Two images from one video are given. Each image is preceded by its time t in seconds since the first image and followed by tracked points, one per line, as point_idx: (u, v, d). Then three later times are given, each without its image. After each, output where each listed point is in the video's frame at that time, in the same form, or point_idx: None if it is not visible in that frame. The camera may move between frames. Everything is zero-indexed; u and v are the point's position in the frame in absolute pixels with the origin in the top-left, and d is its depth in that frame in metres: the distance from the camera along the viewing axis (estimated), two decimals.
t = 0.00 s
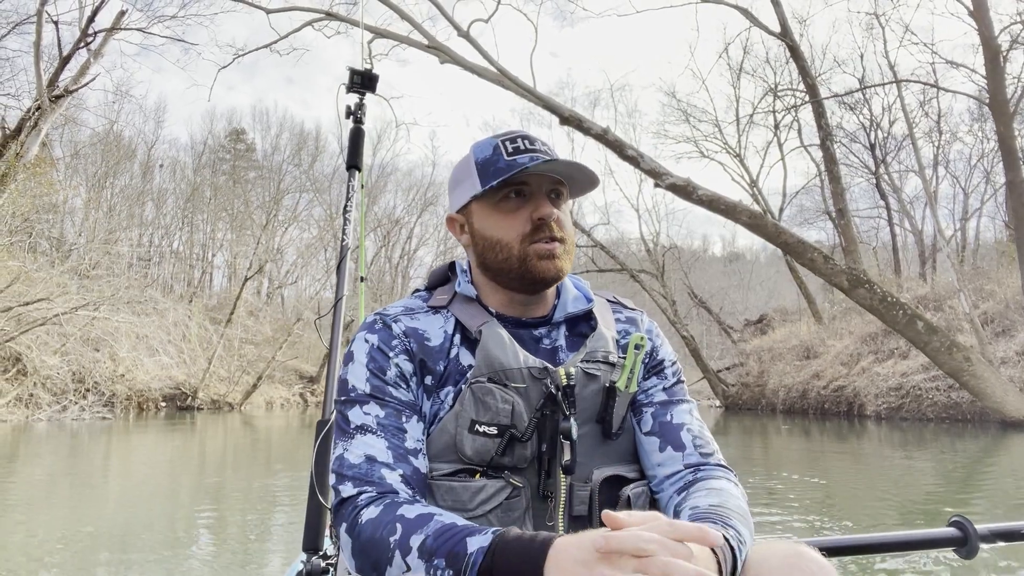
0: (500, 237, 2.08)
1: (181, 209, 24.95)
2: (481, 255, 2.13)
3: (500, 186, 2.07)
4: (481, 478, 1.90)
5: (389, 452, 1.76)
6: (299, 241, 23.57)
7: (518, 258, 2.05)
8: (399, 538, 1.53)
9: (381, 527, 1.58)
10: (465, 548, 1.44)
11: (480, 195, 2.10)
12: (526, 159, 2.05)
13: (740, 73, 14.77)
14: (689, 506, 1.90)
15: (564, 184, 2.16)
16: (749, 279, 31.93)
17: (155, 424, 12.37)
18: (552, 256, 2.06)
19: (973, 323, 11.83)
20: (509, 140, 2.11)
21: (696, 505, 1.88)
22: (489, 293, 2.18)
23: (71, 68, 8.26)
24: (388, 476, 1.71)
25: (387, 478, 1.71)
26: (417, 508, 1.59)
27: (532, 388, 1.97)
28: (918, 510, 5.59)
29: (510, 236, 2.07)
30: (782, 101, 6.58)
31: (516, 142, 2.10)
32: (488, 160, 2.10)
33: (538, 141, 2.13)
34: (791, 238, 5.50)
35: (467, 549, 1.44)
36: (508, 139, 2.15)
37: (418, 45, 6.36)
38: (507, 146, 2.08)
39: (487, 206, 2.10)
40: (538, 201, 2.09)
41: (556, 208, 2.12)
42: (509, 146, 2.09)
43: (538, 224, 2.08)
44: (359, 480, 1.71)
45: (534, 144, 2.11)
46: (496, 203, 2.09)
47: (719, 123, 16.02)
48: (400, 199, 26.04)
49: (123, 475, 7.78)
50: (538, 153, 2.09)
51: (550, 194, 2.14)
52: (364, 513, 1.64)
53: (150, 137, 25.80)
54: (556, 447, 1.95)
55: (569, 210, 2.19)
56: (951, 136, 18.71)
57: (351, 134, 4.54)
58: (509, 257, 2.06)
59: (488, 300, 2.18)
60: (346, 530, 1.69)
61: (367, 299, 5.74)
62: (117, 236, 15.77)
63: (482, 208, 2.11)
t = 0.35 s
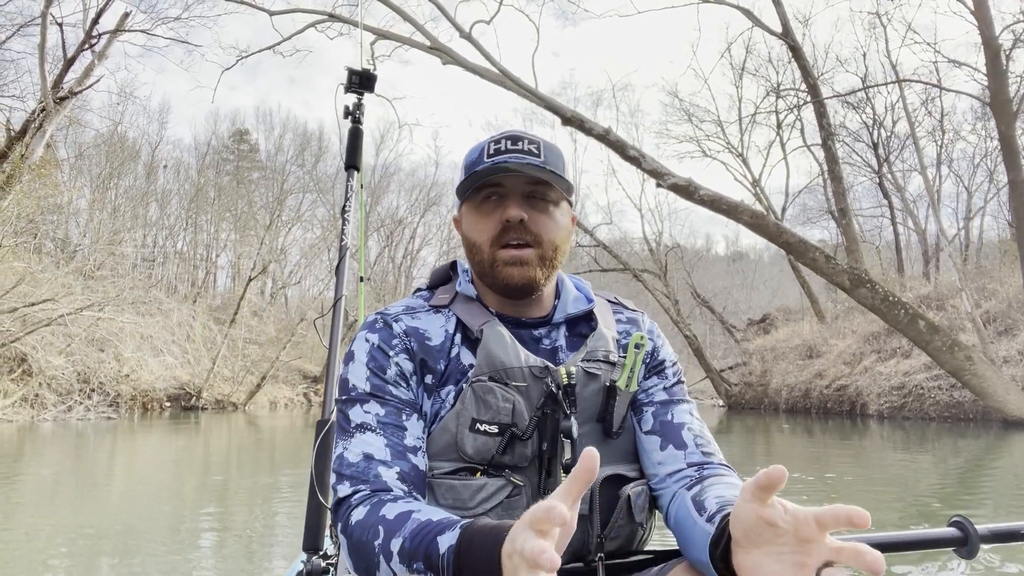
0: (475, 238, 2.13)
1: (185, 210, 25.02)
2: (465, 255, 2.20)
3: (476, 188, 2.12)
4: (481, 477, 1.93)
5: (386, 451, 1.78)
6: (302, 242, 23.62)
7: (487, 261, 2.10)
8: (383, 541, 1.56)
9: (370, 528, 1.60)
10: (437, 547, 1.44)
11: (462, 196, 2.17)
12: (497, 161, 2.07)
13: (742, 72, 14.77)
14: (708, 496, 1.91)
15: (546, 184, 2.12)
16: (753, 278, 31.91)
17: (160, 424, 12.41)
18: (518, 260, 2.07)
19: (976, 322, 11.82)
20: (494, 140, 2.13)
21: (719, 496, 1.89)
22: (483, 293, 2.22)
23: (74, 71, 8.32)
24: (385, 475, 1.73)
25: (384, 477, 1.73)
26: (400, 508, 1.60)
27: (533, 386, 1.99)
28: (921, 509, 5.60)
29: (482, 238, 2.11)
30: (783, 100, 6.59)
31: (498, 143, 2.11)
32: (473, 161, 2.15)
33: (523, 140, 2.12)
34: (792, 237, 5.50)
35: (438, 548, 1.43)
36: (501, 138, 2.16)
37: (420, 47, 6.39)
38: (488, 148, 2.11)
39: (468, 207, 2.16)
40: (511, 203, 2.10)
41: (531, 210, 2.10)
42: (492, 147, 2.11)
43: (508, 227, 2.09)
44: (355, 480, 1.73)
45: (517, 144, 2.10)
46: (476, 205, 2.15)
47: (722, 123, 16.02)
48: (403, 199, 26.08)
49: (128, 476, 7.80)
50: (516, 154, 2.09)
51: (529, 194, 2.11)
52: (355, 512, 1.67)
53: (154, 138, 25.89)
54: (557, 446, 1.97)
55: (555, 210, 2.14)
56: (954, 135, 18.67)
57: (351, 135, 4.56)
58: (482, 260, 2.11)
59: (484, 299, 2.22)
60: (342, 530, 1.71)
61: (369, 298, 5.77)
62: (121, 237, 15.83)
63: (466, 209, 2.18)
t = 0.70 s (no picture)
0: (457, 234, 2.21)
1: (189, 210, 25.07)
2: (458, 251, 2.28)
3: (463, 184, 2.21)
4: (481, 477, 1.94)
5: (387, 451, 1.81)
6: (305, 242, 23.66)
7: (461, 256, 2.17)
8: (382, 542, 1.58)
9: (370, 528, 1.62)
10: (437, 548, 1.46)
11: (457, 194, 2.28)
12: (476, 158, 2.14)
13: (745, 71, 14.76)
14: (707, 497, 1.93)
15: (522, 183, 2.13)
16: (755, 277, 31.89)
17: (165, 424, 12.43)
18: (481, 255, 2.11)
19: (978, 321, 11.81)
20: (487, 141, 2.20)
21: (716, 498, 1.91)
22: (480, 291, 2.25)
23: (78, 72, 8.37)
24: (385, 476, 1.75)
25: (384, 477, 1.75)
26: (400, 509, 1.62)
27: (533, 387, 2.01)
28: (922, 508, 5.60)
29: (459, 233, 2.19)
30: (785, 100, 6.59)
31: (486, 143, 2.18)
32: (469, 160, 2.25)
33: (511, 139, 2.14)
34: (794, 237, 5.51)
35: (438, 549, 1.45)
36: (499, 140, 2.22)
37: (423, 48, 6.41)
38: (479, 147, 2.20)
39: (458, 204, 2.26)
40: (483, 200, 2.15)
41: (503, 207, 2.13)
42: (483, 147, 2.18)
43: (479, 224, 2.14)
44: (356, 480, 1.75)
45: (501, 143, 2.15)
46: (464, 202, 2.24)
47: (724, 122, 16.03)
48: (406, 199, 26.12)
49: (133, 476, 7.81)
50: (498, 152, 2.12)
51: (507, 193, 2.14)
52: (356, 513, 1.69)
53: (157, 138, 25.95)
54: (557, 446, 1.99)
55: (533, 209, 2.14)
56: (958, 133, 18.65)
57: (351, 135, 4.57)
58: (459, 255, 2.18)
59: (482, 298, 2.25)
60: (342, 529, 1.73)
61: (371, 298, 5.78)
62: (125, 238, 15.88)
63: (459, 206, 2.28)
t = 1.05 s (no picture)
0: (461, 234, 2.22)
1: (193, 211, 25.14)
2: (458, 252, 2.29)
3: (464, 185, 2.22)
4: (482, 477, 1.97)
5: (389, 450, 1.82)
6: (309, 242, 23.71)
7: (465, 256, 2.18)
8: (391, 539, 1.59)
9: (376, 526, 1.63)
10: (452, 548, 1.47)
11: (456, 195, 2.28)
12: (479, 159, 2.16)
13: (748, 70, 14.75)
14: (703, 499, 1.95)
15: (525, 183, 2.15)
16: (759, 277, 31.85)
17: (169, 424, 12.47)
18: (488, 255, 2.13)
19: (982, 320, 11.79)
20: (488, 142, 2.21)
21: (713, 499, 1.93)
22: (480, 291, 2.27)
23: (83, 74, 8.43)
24: (388, 475, 1.77)
25: (387, 476, 1.77)
26: (409, 508, 1.64)
27: (534, 386, 2.04)
28: (923, 507, 5.61)
29: (463, 233, 2.20)
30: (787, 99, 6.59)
31: (488, 144, 2.20)
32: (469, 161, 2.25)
33: (514, 140, 2.17)
34: (796, 237, 5.52)
35: (453, 549, 1.46)
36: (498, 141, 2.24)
37: (425, 49, 6.44)
38: (480, 148, 2.20)
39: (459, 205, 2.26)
40: (488, 200, 2.17)
41: (508, 208, 2.16)
42: (485, 148, 2.19)
43: (485, 224, 2.16)
44: (358, 479, 1.76)
45: (503, 144, 2.17)
46: (465, 203, 2.25)
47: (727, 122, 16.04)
48: (410, 199, 26.16)
49: (139, 476, 7.85)
50: (502, 153, 2.14)
51: (511, 193, 2.16)
52: (361, 511, 1.70)
53: (162, 139, 26.03)
54: (558, 446, 2.01)
55: (537, 210, 2.17)
56: (962, 132, 18.61)
57: (353, 136, 4.58)
58: (463, 255, 2.19)
59: (482, 299, 2.27)
60: (345, 528, 1.74)
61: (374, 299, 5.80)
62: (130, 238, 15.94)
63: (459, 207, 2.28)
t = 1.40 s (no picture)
0: (481, 236, 2.20)
1: (198, 211, 25.23)
2: (470, 254, 2.26)
3: (483, 185, 2.19)
4: (483, 478, 1.98)
5: (379, 457, 1.83)
6: (313, 243, 23.76)
7: (492, 258, 2.16)
8: (370, 546, 1.59)
9: (358, 533, 1.64)
10: (423, 544, 1.47)
11: (469, 196, 2.25)
12: (503, 160, 2.15)
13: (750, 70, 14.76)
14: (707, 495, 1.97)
15: (551, 185, 2.18)
16: (763, 276, 31.80)
17: (173, 424, 12.47)
18: (522, 257, 2.14)
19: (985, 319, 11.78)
20: (501, 142, 2.20)
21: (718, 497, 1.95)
22: (488, 293, 2.28)
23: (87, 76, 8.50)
24: (375, 481, 1.78)
25: (374, 482, 1.78)
26: (385, 512, 1.65)
27: (535, 387, 2.06)
28: (925, 505, 5.62)
29: (487, 236, 2.18)
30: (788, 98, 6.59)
31: (505, 144, 2.19)
32: (480, 161, 2.22)
33: (531, 141, 2.19)
34: (797, 237, 5.53)
35: (425, 544, 1.46)
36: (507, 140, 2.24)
37: (428, 50, 6.47)
38: (495, 148, 2.18)
39: (474, 206, 2.23)
40: (516, 201, 2.17)
41: (537, 210, 2.17)
42: (498, 148, 2.18)
43: (513, 226, 2.17)
44: (346, 487, 1.78)
45: (523, 144, 2.18)
46: (481, 204, 2.22)
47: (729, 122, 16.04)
48: (413, 199, 26.20)
49: (144, 475, 7.87)
50: (522, 153, 2.16)
51: (536, 194, 2.18)
52: (344, 521, 1.72)
53: (166, 140, 26.13)
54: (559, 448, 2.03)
55: (561, 211, 2.21)
56: (965, 131, 18.57)
57: (354, 136, 4.60)
58: (486, 258, 2.18)
59: (489, 299, 2.28)
60: (334, 536, 1.76)
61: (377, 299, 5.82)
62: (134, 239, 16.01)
63: (473, 208, 2.24)
